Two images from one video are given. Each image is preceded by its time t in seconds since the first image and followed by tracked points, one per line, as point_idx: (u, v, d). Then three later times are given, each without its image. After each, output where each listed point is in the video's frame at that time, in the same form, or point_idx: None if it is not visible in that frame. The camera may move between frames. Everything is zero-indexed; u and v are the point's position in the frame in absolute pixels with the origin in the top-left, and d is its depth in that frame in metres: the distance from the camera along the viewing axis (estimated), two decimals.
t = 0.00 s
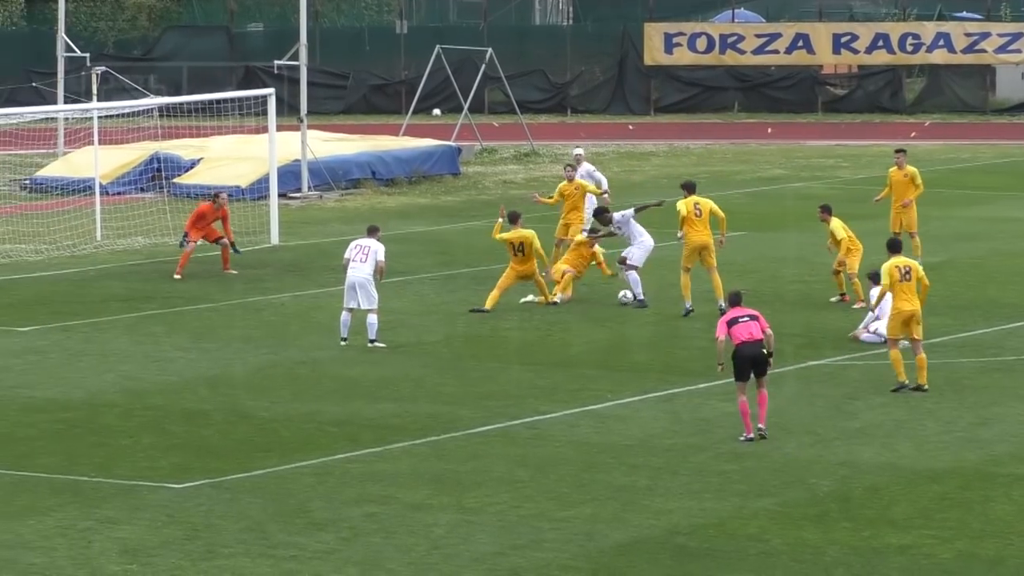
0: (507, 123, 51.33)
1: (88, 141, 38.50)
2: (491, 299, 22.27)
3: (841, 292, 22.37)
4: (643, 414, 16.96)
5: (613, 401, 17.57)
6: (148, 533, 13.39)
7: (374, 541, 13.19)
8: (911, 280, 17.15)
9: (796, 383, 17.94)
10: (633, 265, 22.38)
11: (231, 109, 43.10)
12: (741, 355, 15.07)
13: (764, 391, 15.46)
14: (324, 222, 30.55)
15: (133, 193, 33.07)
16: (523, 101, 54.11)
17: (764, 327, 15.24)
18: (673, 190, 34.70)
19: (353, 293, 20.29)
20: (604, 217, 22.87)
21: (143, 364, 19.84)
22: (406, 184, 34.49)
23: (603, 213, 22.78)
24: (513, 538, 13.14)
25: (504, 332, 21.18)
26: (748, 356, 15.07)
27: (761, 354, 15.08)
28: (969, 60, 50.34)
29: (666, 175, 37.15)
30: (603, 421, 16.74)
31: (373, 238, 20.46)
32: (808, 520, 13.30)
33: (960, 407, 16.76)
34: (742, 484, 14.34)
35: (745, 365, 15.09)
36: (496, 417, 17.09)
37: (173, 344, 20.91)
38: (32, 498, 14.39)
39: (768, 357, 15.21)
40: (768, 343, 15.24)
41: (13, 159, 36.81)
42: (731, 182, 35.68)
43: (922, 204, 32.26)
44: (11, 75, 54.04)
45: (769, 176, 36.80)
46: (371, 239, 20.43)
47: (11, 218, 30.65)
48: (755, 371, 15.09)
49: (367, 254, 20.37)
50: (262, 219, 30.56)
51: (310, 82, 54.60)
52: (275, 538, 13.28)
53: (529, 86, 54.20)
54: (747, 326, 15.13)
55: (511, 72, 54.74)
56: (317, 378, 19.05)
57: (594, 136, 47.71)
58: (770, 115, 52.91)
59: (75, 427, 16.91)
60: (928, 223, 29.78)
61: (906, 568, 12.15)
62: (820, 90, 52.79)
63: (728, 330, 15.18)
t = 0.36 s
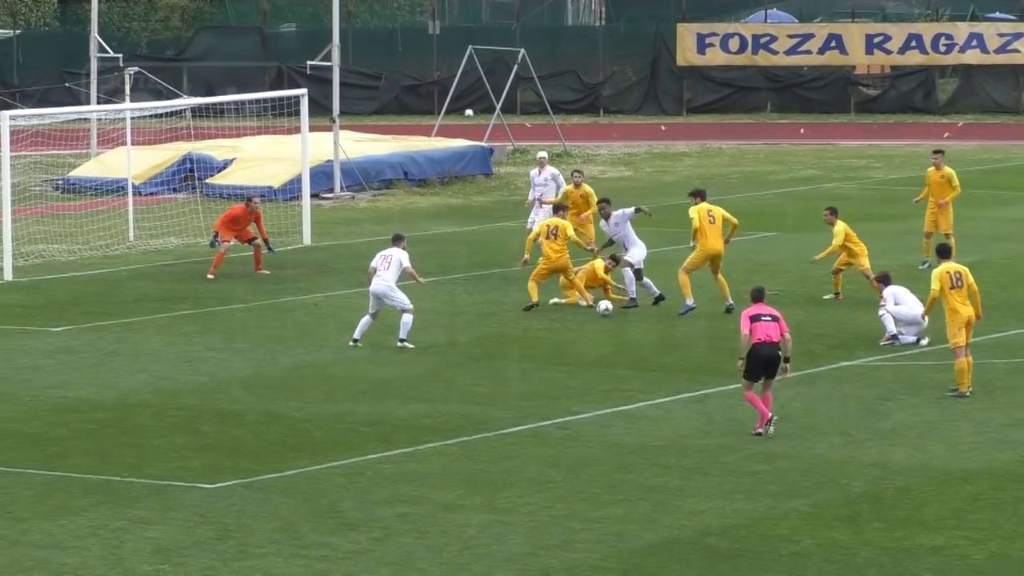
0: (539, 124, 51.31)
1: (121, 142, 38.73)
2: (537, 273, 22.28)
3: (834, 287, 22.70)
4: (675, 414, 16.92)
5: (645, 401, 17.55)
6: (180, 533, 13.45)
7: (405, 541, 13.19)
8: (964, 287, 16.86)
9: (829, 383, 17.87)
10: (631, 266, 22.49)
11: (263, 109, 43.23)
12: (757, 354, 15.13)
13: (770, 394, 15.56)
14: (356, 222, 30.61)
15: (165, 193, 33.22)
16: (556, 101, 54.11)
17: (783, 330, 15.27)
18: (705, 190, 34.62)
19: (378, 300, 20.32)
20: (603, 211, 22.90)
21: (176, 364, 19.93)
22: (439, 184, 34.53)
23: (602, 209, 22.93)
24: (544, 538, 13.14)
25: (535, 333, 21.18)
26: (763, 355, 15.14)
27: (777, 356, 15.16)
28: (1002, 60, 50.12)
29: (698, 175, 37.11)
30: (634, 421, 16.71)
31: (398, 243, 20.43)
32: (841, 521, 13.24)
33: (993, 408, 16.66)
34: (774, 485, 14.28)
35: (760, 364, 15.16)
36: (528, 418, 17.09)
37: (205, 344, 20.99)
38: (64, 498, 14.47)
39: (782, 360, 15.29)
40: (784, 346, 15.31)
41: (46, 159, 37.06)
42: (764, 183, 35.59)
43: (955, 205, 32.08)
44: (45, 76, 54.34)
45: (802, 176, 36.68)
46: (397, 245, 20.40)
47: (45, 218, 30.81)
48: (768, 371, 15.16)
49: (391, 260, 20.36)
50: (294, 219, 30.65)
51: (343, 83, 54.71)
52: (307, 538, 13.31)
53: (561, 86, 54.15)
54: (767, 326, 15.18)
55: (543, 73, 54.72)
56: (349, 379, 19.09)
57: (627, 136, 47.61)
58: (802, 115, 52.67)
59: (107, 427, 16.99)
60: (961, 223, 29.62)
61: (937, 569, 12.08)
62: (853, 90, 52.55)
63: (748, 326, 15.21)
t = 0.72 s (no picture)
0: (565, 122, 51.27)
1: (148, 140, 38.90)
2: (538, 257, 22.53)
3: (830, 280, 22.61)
4: (703, 413, 16.89)
5: (672, 400, 17.52)
6: (207, 531, 13.50)
7: (432, 540, 13.21)
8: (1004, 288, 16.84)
9: (857, 382, 17.80)
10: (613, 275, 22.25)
11: (290, 109, 43.31)
12: (770, 350, 15.21)
13: (788, 387, 15.62)
14: (384, 221, 30.66)
15: (192, 192, 33.30)
16: (583, 100, 54.10)
17: (795, 324, 15.31)
18: (732, 189, 34.55)
19: (425, 304, 20.46)
20: (585, 218, 21.71)
21: (203, 362, 20.00)
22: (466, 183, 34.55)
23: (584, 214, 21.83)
24: (572, 537, 13.12)
25: (562, 331, 21.16)
26: (775, 351, 15.22)
27: (789, 351, 15.23)
28: None
29: (725, 174, 37.04)
30: (661, 420, 16.68)
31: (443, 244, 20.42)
32: (869, 520, 13.18)
33: (1022, 408, 16.56)
34: (801, 484, 14.24)
35: (772, 360, 15.24)
36: (555, 417, 17.08)
37: (233, 343, 21.06)
38: (92, 496, 14.53)
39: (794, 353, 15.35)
40: (796, 339, 15.36)
41: (73, 157, 37.25)
42: (792, 182, 35.50)
43: (984, 204, 31.89)
44: (73, 74, 54.60)
45: (829, 175, 36.55)
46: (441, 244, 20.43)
47: (72, 218, 30.92)
48: (781, 366, 15.24)
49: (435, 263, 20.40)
50: (321, 218, 30.68)
51: (370, 82, 54.81)
52: (334, 537, 13.33)
53: (588, 85, 54.14)
54: (779, 322, 15.21)
55: (570, 71, 54.70)
56: (376, 377, 19.12)
57: (653, 135, 47.52)
58: (829, 114, 52.54)
59: (134, 425, 17.07)
60: (989, 222, 29.45)
61: (966, 568, 12.02)
62: (880, 89, 52.36)
63: (760, 322, 15.23)
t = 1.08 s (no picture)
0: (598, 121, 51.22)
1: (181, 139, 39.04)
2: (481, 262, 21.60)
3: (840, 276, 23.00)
4: (735, 412, 16.85)
5: (705, 399, 17.48)
6: (240, 530, 13.55)
7: (465, 538, 13.22)
8: None
9: (890, 381, 17.72)
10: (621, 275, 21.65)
11: (323, 108, 43.43)
12: (787, 343, 15.35)
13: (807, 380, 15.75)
14: (416, 220, 30.69)
15: (225, 190, 33.39)
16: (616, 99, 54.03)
17: (811, 319, 15.45)
18: (766, 187, 34.43)
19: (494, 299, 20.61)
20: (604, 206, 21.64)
21: (236, 361, 20.09)
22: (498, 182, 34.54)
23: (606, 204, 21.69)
24: (605, 535, 13.12)
25: (594, 330, 21.15)
26: (791, 346, 15.35)
27: (805, 346, 15.38)
28: None
29: (759, 172, 36.92)
30: (694, 419, 16.64)
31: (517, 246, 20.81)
32: (901, 519, 13.13)
33: None
34: (834, 483, 14.19)
35: (789, 354, 15.37)
36: (587, 415, 17.07)
37: (266, 341, 21.14)
38: (124, 494, 14.61)
39: (810, 348, 15.49)
40: (811, 334, 15.50)
41: (106, 156, 37.43)
42: (826, 181, 35.35)
43: (1018, 203, 31.66)
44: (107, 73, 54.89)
45: (862, 174, 36.38)
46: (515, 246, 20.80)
47: (106, 216, 31.09)
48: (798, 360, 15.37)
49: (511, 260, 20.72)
50: (353, 217, 30.75)
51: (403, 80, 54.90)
52: (367, 535, 13.37)
53: (621, 83, 54.10)
54: (793, 317, 15.38)
55: (603, 70, 54.63)
56: (408, 375, 19.16)
57: (685, 133, 47.43)
58: (862, 113, 52.29)
59: (167, 423, 17.15)
60: None
61: (1001, 568, 11.96)
62: (913, 88, 52.00)
63: (774, 317, 15.41)
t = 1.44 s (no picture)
0: (622, 121, 51.16)
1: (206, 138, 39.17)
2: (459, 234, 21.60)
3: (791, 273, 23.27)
4: (759, 412, 16.81)
5: (729, 399, 17.46)
6: (264, 530, 13.58)
7: (489, 538, 13.22)
8: None
9: (914, 381, 17.65)
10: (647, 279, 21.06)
11: (348, 108, 43.48)
12: (802, 345, 15.43)
13: (822, 382, 15.82)
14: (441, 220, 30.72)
15: (249, 190, 33.46)
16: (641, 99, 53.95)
17: (829, 321, 15.51)
18: (791, 187, 34.35)
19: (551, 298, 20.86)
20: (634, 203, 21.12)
21: (260, 361, 20.14)
22: (523, 181, 34.54)
23: (634, 200, 21.03)
24: (629, 536, 13.10)
25: (618, 330, 21.13)
26: (806, 347, 15.45)
27: (821, 348, 15.45)
28: None
29: (784, 172, 36.83)
30: (718, 419, 16.62)
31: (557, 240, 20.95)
32: (926, 519, 13.09)
33: None
34: (860, 483, 14.15)
35: (805, 355, 15.46)
36: (611, 415, 17.05)
37: (290, 341, 21.19)
38: (149, 494, 14.66)
39: (826, 350, 15.57)
40: (828, 336, 15.57)
41: (132, 156, 37.57)
42: (851, 180, 35.25)
43: None
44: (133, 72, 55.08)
45: (887, 174, 36.26)
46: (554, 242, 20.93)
47: (132, 216, 31.21)
48: (813, 361, 15.45)
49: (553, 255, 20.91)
50: (378, 217, 30.76)
51: (427, 80, 54.95)
52: (391, 535, 13.39)
53: (645, 83, 54.05)
54: (813, 317, 15.43)
55: (629, 70, 54.56)
56: (432, 375, 19.18)
57: (710, 133, 47.39)
58: (887, 113, 52.16)
59: (192, 423, 17.21)
60: None
61: None
62: (938, 88, 51.95)
63: (795, 316, 15.47)
